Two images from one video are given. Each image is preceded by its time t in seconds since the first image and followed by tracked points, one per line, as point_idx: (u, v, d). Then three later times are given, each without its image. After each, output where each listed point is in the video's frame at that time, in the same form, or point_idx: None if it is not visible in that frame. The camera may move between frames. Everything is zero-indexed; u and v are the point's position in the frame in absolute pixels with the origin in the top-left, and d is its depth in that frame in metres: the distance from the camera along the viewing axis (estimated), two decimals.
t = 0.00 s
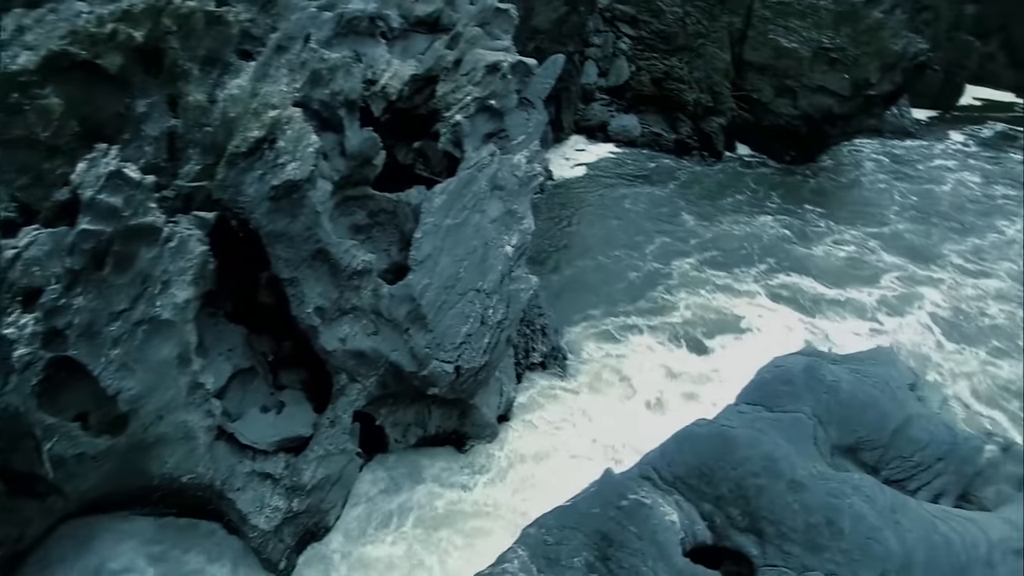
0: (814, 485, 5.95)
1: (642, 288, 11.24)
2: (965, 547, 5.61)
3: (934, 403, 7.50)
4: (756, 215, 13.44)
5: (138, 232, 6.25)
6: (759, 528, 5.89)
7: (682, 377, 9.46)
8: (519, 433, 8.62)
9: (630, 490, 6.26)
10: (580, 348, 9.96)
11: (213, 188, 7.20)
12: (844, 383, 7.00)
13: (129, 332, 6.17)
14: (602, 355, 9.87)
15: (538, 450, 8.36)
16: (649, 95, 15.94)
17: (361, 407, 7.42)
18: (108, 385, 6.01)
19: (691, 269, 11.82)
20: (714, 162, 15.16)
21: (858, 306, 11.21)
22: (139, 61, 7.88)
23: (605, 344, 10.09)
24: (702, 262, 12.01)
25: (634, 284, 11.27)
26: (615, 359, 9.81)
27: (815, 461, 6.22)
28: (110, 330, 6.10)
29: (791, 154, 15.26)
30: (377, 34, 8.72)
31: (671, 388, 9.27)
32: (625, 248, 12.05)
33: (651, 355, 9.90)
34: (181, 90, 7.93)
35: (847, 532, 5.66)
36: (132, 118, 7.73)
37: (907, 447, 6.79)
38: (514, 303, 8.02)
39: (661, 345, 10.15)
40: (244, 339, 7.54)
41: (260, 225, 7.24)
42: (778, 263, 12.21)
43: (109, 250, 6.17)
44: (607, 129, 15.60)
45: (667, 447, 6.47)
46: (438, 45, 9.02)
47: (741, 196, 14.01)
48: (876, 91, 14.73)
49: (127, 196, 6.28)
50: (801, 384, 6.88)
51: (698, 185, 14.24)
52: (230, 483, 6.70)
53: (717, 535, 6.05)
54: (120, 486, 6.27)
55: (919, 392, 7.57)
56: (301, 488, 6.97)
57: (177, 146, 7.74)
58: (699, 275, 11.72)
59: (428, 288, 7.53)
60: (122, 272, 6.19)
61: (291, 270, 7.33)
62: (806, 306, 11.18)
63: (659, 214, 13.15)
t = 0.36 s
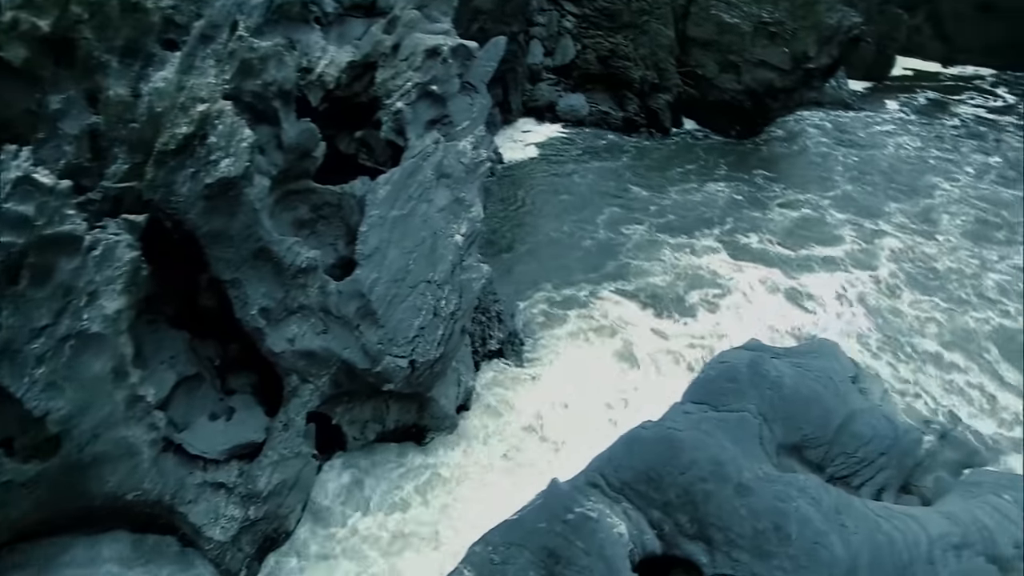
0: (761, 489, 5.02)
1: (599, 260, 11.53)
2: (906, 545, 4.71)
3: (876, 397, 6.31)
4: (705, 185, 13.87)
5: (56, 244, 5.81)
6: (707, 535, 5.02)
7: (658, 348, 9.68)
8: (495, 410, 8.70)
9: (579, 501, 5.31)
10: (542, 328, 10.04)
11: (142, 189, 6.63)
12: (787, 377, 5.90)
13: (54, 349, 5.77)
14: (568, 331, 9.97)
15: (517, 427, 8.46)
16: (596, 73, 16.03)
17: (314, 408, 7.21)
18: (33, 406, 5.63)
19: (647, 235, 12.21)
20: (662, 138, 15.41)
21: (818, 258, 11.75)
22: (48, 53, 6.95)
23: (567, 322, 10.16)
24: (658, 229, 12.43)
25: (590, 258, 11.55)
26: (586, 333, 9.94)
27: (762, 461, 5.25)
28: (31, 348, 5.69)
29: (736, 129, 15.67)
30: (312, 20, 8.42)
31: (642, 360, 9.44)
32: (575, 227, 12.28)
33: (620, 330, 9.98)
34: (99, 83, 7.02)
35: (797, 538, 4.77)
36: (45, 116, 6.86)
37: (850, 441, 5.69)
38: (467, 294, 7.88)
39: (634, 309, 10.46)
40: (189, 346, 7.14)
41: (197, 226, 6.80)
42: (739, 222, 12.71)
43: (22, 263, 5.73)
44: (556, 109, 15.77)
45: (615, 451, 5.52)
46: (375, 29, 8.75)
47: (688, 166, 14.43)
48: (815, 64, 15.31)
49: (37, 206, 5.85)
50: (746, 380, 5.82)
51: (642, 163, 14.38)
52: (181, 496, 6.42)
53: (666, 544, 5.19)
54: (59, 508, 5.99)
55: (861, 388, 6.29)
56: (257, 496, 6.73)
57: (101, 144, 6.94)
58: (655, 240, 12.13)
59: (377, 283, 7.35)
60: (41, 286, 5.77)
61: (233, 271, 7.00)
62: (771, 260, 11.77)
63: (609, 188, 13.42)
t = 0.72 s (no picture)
0: (712, 496, 5.07)
1: (559, 232, 11.71)
2: (857, 549, 5.08)
3: (825, 392, 6.37)
4: (660, 159, 13.98)
5: None
6: (659, 545, 5.00)
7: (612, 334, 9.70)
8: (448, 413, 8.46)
9: (527, 516, 5.11)
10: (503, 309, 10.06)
11: (68, 194, 6.04)
12: (736, 376, 5.95)
13: None
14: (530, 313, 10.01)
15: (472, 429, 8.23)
16: (545, 54, 16.04)
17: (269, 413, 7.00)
18: None
19: (607, 205, 12.50)
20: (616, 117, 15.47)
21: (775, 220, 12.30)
22: None
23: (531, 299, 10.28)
24: (619, 199, 12.67)
25: (547, 235, 11.62)
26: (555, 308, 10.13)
27: (713, 466, 5.31)
28: None
29: (686, 104, 15.84)
30: (245, 7, 7.97)
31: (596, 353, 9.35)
32: (530, 208, 12.24)
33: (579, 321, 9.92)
34: (11, 78, 7.10)
35: (746, 547, 4.88)
36: None
37: (801, 442, 5.88)
38: (421, 286, 7.86)
39: (605, 276, 10.81)
40: (133, 357, 6.62)
41: (131, 231, 6.22)
42: (698, 188, 13.11)
43: None
44: (506, 91, 15.65)
45: (564, 459, 5.44)
46: (311, 15, 8.44)
47: (642, 139, 14.68)
48: (760, 39, 15.65)
49: None
50: (694, 381, 5.85)
51: (593, 141, 14.42)
52: (132, 513, 6.05)
53: (617, 555, 5.11)
54: None
55: (809, 385, 6.38)
56: (214, 506, 6.54)
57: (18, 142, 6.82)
58: (615, 211, 12.35)
59: (327, 280, 7.21)
60: None
61: (173, 275, 6.54)
62: (735, 218, 12.30)
63: (562, 163, 13.64)
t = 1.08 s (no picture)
0: (667, 506, 4.63)
1: (518, 209, 11.98)
2: (813, 553, 4.79)
3: (776, 388, 6.30)
4: (612, 130, 14.59)
5: None
6: (614, 558, 4.54)
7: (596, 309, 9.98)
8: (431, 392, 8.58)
9: (477, 535, 4.53)
10: (480, 285, 10.25)
11: None
12: (688, 376, 5.71)
13: None
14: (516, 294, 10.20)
15: (455, 408, 8.36)
16: (497, 35, 16.17)
17: (224, 419, 6.81)
18: None
19: (566, 177, 12.97)
20: (569, 97, 15.69)
21: (738, 185, 12.99)
22: None
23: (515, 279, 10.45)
24: (574, 172, 13.14)
25: (504, 212, 11.92)
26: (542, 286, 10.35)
27: (667, 472, 4.92)
28: None
29: (640, 83, 15.99)
30: None
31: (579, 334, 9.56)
32: (486, 186, 12.49)
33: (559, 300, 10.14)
34: None
35: (703, 559, 4.44)
36: None
37: (755, 443, 5.62)
38: (377, 280, 7.76)
39: (580, 246, 11.33)
40: (78, 368, 6.24)
41: (65, 237, 5.84)
42: (659, 156, 13.75)
43: None
44: (458, 74, 15.62)
45: (517, 469, 4.87)
46: None
47: (598, 115, 15.05)
48: (709, 14, 15.93)
49: None
50: (646, 382, 5.54)
51: (546, 120, 14.72)
52: (85, 533, 5.89)
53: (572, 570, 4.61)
54: None
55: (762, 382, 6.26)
56: (172, 519, 6.29)
57: None
58: (575, 184, 12.82)
59: (278, 278, 7.02)
60: None
61: (114, 282, 6.21)
62: (703, 182, 13.06)
63: (515, 143, 13.87)
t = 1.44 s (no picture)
0: (626, 520, 5.00)
1: (481, 193, 11.95)
2: (775, 563, 5.07)
3: (736, 390, 6.64)
4: (573, 110, 14.65)
5: None
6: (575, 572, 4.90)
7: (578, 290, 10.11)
8: (416, 375, 8.68)
9: (435, 558, 4.97)
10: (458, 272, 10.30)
11: None
12: (645, 382, 6.08)
13: None
14: (496, 275, 10.28)
15: (440, 391, 8.46)
16: (453, 21, 16.02)
17: (186, 427, 6.76)
18: None
19: (529, 156, 12.99)
20: (529, 82, 15.49)
21: (704, 158, 13.15)
22: None
23: (489, 261, 10.53)
24: (537, 150, 13.15)
25: (468, 192, 11.99)
26: (525, 269, 10.42)
27: (627, 483, 5.31)
28: None
29: (599, 66, 15.86)
30: None
31: (562, 315, 9.65)
32: (448, 170, 12.44)
33: (542, 283, 10.20)
34: None
35: (664, 573, 4.80)
36: None
37: (714, 449, 5.99)
38: (337, 279, 8.03)
39: (552, 219, 11.48)
40: (24, 384, 5.82)
41: None
42: (623, 133, 13.88)
43: None
44: (417, 62, 15.41)
45: (473, 485, 5.31)
46: None
47: (556, 98, 15.08)
48: None
49: None
50: (602, 388, 5.91)
51: (505, 103, 14.65)
52: (39, 557, 5.67)
53: None
54: None
55: (719, 383, 6.62)
56: (137, 535, 6.23)
57: None
58: (539, 163, 12.84)
59: (235, 281, 7.03)
60: None
61: (57, 292, 5.83)
62: (673, 157, 13.18)
63: (473, 125, 13.78)
